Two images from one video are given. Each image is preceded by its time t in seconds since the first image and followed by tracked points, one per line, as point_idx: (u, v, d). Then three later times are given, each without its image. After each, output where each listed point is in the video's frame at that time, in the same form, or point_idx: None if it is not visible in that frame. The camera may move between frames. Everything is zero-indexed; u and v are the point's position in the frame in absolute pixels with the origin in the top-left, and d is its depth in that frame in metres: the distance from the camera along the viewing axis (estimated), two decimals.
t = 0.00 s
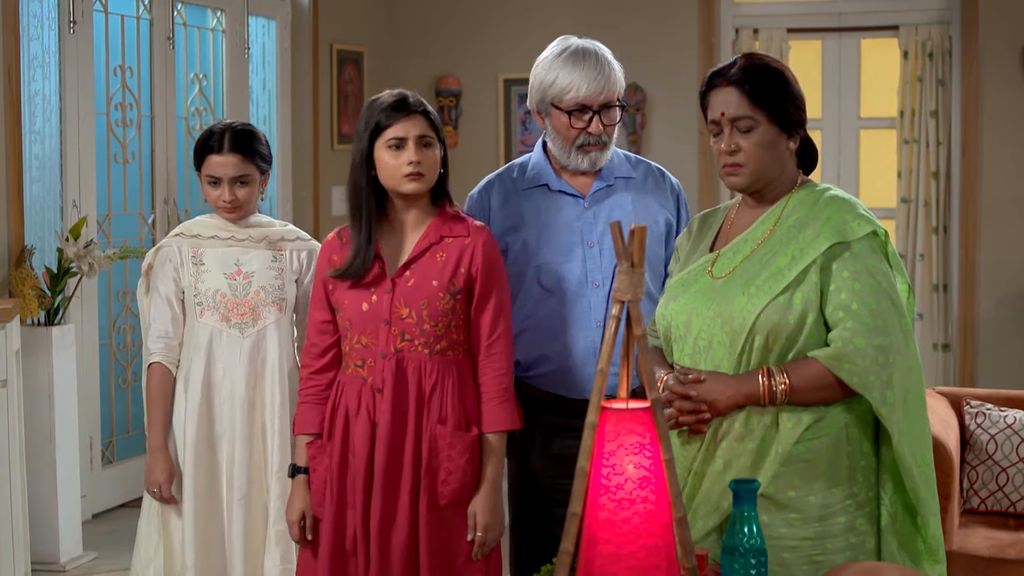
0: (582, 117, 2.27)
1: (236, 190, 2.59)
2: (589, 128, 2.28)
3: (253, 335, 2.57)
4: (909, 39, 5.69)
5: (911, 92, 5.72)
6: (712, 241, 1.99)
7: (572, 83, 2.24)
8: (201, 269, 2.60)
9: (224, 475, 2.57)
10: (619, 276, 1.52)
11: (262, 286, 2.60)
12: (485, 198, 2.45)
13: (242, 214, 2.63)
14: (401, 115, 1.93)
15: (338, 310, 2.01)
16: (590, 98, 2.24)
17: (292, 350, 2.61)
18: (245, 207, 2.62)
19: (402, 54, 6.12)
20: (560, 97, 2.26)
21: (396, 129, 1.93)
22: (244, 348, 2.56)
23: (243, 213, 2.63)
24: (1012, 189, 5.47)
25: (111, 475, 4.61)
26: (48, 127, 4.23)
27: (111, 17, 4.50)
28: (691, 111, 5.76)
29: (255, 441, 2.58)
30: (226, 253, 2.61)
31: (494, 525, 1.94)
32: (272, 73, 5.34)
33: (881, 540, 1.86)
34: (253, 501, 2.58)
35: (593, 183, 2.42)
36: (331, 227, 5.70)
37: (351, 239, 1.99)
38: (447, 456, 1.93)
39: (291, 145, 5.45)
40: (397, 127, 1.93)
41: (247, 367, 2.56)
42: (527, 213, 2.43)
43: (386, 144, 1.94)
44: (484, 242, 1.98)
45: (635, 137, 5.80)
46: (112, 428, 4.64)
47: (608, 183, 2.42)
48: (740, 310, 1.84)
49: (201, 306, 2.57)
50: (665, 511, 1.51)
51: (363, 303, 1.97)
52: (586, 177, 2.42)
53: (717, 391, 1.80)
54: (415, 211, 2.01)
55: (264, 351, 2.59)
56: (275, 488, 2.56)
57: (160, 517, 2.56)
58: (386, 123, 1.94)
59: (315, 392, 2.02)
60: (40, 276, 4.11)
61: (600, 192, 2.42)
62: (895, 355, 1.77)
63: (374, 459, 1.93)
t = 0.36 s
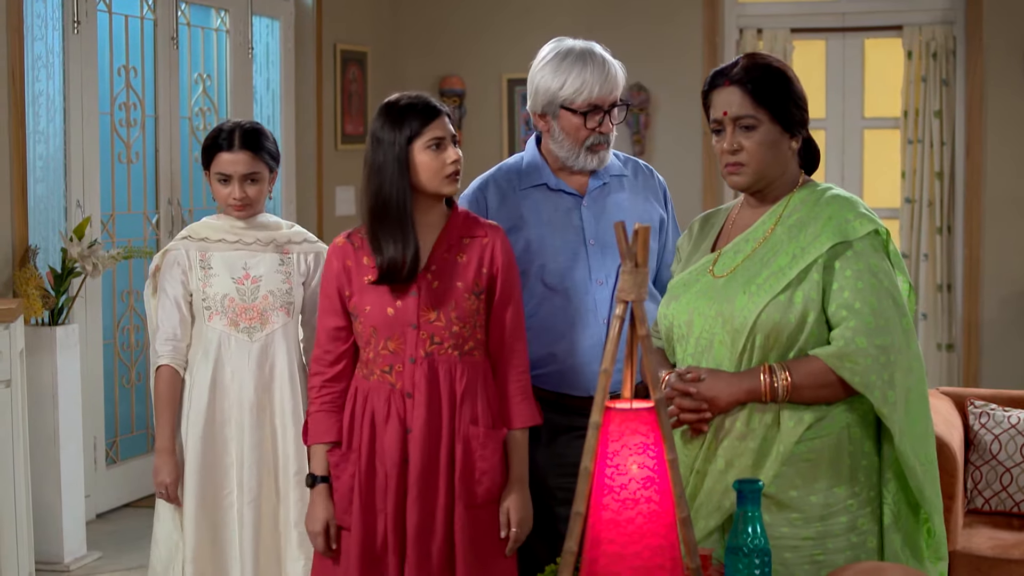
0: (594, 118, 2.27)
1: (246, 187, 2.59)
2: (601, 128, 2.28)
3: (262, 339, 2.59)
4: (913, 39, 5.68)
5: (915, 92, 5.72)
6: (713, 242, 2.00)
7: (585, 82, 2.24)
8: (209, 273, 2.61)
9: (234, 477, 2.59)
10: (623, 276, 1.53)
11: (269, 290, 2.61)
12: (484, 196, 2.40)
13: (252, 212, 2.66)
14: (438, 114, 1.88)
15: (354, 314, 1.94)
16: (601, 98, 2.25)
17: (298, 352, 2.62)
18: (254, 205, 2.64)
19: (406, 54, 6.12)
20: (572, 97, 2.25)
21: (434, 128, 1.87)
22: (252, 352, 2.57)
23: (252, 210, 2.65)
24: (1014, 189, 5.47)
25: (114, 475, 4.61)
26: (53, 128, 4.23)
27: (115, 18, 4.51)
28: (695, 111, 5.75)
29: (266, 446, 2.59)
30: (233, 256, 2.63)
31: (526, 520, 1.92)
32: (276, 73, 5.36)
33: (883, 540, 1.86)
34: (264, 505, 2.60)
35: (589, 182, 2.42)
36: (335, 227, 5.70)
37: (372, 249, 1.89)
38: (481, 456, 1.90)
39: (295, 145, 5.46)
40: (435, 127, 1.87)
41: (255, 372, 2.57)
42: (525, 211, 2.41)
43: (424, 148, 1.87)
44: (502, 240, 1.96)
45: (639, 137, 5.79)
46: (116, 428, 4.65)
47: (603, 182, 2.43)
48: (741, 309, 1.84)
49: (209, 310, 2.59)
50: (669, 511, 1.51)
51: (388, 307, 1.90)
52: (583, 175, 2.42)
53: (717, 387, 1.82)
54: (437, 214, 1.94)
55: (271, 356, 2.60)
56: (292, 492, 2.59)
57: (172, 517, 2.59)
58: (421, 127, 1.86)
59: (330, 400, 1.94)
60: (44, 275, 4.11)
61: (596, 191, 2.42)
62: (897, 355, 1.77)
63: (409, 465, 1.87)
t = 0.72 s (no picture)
0: (614, 115, 2.31)
1: (248, 187, 2.60)
2: (621, 126, 2.31)
3: (263, 342, 2.59)
4: (914, 39, 5.69)
5: (915, 92, 5.72)
6: (713, 242, 2.00)
7: (606, 81, 2.28)
8: (210, 275, 2.61)
9: (235, 476, 2.60)
10: (623, 276, 1.53)
11: (271, 293, 2.62)
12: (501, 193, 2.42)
13: (253, 212, 2.66)
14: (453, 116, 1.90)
15: (369, 318, 1.93)
16: (621, 95, 2.29)
17: (297, 352, 2.64)
18: (256, 204, 2.65)
19: (406, 55, 6.12)
20: (593, 96, 2.28)
21: (450, 130, 1.89)
22: (253, 355, 2.58)
23: (254, 209, 2.66)
24: (1015, 189, 5.48)
25: (114, 475, 4.61)
26: (53, 127, 4.24)
27: (115, 18, 4.51)
28: (695, 111, 5.75)
29: (267, 446, 2.61)
30: (234, 259, 2.63)
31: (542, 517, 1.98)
32: (276, 73, 5.37)
33: (882, 539, 1.86)
34: (265, 505, 2.62)
35: (604, 180, 2.46)
36: (335, 227, 5.69)
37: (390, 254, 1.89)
38: (505, 456, 1.94)
39: (294, 145, 5.46)
40: (450, 128, 1.89)
41: (257, 376, 2.59)
42: (544, 208, 2.43)
43: (441, 149, 1.88)
44: (514, 242, 2.00)
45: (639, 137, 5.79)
46: (116, 428, 4.65)
47: (618, 179, 2.46)
48: (741, 308, 1.84)
49: (210, 313, 2.58)
50: (669, 511, 1.51)
51: (407, 311, 1.90)
52: (597, 172, 2.46)
53: (716, 378, 1.83)
54: (447, 216, 1.95)
55: (272, 359, 2.61)
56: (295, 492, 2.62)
57: (169, 515, 2.58)
58: (438, 129, 1.88)
59: (344, 405, 1.92)
60: (45, 275, 4.11)
61: (612, 189, 2.46)
62: (896, 355, 1.77)
63: (438, 469, 1.89)
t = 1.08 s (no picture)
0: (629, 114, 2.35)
1: (249, 185, 2.61)
2: (634, 124, 2.36)
3: (261, 343, 2.60)
4: (912, 39, 5.69)
5: (913, 92, 5.72)
6: (712, 242, 2.00)
7: (621, 80, 2.32)
8: (208, 276, 2.60)
9: (232, 478, 2.60)
10: (622, 276, 1.53)
11: (269, 294, 2.63)
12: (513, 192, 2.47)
13: (252, 210, 2.67)
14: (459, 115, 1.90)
15: (376, 317, 1.92)
16: (636, 95, 2.34)
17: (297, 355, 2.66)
18: (255, 203, 2.66)
19: (404, 55, 6.12)
20: (609, 94, 2.33)
21: (456, 129, 1.89)
22: (252, 356, 2.59)
23: (253, 208, 2.67)
24: (1013, 189, 5.47)
25: (113, 475, 4.61)
26: (51, 128, 4.23)
27: (113, 18, 4.50)
28: (694, 111, 5.75)
29: (266, 447, 2.62)
30: (231, 261, 2.63)
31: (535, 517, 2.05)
32: (274, 73, 5.36)
33: (880, 540, 1.86)
34: (262, 508, 2.62)
35: (616, 178, 2.51)
36: (333, 227, 5.69)
37: (397, 253, 1.88)
38: (510, 456, 1.98)
39: (292, 145, 5.45)
40: (456, 127, 1.89)
41: (255, 376, 2.60)
42: (555, 206, 2.48)
43: (447, 147, 1.89)
44: (513, 240, 2.03)
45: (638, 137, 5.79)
46: (114, 428, 4.65)
47: (629, 179, 2.51)
48: (740, 309, 1.84)
49: (209, 314, 2.58)
50: (667, 511, 1.51)
51: (418, 312, 1.90)
52: (609, 172, 2.51)
53: (716, 384, 1.82)
54: (449, 215, 1.96)
55: (270, 360, 2.62)
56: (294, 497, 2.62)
57: (166, 513, 2.58)
58: (441, 127, 1.88)
59: (350, 408, 1.90)
60: (43, 276, 4.11)
61: (623, 188, 2.50)
62: (895, 356, 1.77)
63: (452, 471, 1.90)
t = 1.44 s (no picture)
0: (624, 114, 2.35)
1: (252, 181, 2.67)
2: (631, 124, 2.35)
3: (259, 343, 2.65)
4: (906, 39, 5.70)
5: (907, 92, 5.73)
6: (707, 242, 2.00)
7: (617, 79, 2.32)
8: (205, 277, 2.64)
9: (230, 478, 2.64)
10: (616, 277, 1.53)
11: (266, 294, 2.68)
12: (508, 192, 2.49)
13: (253, 207, 2.72)
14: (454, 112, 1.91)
15: (374, 318, 1.89)
16: (632, 94, 2.34)
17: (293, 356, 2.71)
18: (257, 199, 2.71)
19: (399, 55, 6.12)
20: (604, 94, 2.33)
21: (453, 126, 1.90)
22: (250, 355, 2.64)
23: (254, 205, 2.72)
24: (1008, 190, 5.48)
25: (107, 475, 4.61)
26: (45, 128, 4.23)
27: (108, 18, 4.49)
28: (688, 111, 5.75)
29: (264, 446, 2.67)
30: (228, 261, 2.67)
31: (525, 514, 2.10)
32: (269, 73, 5.36)
33: (875, 540, 1.87)
34: (260, 507, 2.66)
35: (611, 179, 2.51)
36: (327, 227, 5.68)
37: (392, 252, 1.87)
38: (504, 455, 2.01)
39: (286, 145, 5.44)
40: (453, 125, 1.90)
41: (253, 375, 2.64)
42: (550, 206, 2.48)
43: (445, 143, 1.89)
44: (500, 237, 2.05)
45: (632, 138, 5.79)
46: (108, 428, 4.64)
47: (624, 180, 2.51)
48: (735, 309, 1.84)
49: (206, 313, 2.62)
50: (662, 511, 1.52)
51: (419, 311, 1.89)
52: (604, 172, 2.51)
53: (710, 385, 1.82)
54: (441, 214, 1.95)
55: (268, 359, 2.67)
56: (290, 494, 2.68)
57: (163, 512, 2.62)
58: (437, 125, 1.88)
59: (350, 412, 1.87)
60: (37, 276, 4.10)
61: (619, 189, 2.51)
62: (892, 358, 1.78)
63: (454, 473, 1.91)
